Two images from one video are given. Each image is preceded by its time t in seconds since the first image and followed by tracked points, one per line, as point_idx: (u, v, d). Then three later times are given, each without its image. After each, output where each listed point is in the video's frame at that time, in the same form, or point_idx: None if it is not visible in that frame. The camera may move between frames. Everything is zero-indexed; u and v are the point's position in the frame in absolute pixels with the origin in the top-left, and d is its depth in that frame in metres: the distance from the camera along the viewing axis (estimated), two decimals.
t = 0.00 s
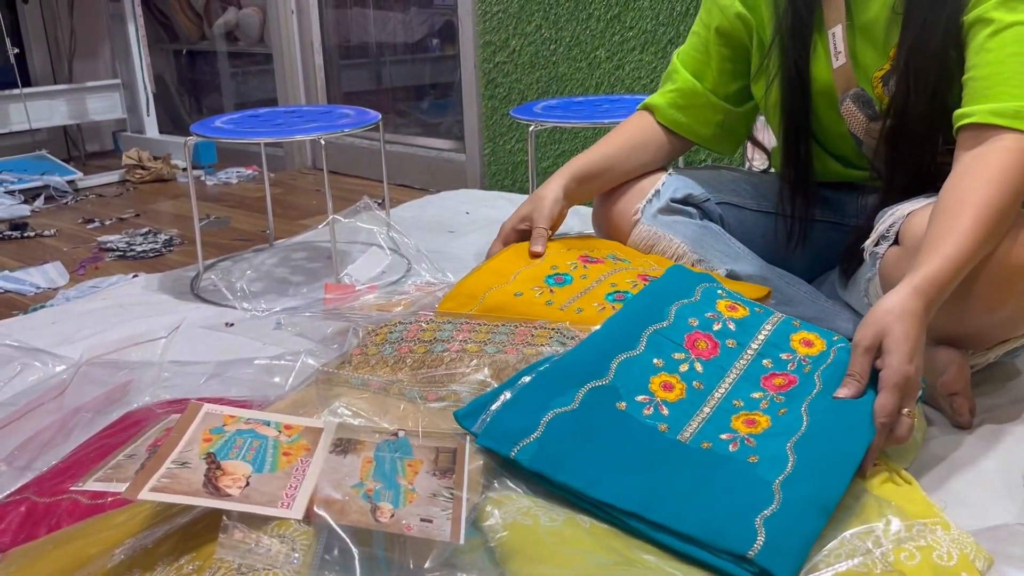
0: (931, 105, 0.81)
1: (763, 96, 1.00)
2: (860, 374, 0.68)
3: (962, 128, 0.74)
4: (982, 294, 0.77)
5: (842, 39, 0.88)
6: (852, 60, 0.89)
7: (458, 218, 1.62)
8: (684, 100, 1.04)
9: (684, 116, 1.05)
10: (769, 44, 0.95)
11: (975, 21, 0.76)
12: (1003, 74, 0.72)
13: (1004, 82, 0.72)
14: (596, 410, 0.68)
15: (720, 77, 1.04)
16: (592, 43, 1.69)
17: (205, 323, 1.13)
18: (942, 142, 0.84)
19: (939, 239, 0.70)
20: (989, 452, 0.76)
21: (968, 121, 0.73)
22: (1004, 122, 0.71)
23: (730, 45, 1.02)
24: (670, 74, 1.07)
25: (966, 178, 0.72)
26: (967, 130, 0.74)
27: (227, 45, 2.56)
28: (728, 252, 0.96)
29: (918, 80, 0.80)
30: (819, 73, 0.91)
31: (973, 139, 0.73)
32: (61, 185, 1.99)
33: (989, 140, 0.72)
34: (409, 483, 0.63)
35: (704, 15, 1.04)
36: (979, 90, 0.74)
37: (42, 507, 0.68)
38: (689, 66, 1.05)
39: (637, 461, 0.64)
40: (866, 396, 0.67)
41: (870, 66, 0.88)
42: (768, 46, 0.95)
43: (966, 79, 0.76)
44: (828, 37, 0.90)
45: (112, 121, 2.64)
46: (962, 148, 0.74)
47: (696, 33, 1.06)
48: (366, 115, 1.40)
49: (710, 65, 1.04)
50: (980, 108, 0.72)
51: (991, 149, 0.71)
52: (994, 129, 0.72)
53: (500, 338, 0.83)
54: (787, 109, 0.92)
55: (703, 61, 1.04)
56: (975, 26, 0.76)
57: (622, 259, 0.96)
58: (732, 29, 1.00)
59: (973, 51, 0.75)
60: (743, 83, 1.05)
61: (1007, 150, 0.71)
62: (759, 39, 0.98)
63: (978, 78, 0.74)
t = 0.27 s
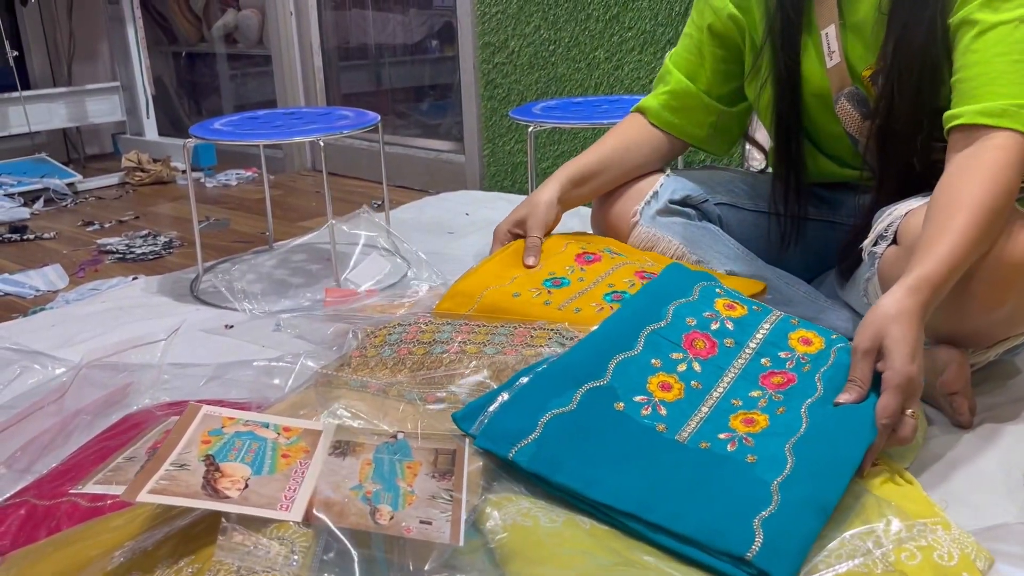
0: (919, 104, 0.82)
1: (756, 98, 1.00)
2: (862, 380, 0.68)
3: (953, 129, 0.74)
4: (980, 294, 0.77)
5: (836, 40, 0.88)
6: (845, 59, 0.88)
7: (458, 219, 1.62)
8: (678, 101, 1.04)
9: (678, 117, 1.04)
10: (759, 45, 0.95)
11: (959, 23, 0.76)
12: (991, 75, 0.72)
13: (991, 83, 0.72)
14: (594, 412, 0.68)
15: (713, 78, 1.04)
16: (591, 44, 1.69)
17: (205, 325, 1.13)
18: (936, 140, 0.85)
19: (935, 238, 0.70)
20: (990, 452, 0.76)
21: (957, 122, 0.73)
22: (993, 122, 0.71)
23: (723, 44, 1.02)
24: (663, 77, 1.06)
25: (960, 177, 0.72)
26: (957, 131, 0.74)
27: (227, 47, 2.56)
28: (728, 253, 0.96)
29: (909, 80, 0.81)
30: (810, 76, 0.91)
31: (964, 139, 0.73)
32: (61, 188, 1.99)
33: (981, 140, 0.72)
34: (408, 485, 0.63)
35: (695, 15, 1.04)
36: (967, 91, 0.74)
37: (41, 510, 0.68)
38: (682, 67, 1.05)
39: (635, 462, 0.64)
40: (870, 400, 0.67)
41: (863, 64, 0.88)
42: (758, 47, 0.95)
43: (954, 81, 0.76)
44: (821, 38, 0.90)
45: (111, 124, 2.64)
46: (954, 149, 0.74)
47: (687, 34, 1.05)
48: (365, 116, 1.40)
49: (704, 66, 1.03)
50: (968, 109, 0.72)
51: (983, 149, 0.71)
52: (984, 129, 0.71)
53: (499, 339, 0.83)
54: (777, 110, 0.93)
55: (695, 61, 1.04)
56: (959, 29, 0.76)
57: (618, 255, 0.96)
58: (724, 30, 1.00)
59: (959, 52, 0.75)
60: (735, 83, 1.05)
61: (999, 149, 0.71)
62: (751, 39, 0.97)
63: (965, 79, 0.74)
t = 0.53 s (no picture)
0: (915, 106, 0.82)
1: (754, 102, 1.00)
2: (868, 382, 0.67)
3: (955, 130, 0.74)
4: (983, 294, 0.77)
5: (833, 44, 0.88)
6: (842, 63, 0.88)
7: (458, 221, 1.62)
8: (673, 105, 1.04)
9: (674, 122, 1.04)
10: (756, 51, 0.96)
11: (958, 24, 0.76)
12: (991, 75, 0.72)
13: (992, 82, 0.72)
14: (596, 418, 0.68)
15: (707, 82, 1.04)
16: (590, 45, 1.70)
17: (206, 329, 1.13)
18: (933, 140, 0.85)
19: (939, 238, 0.70)
20: (993, 451, 0.76)
21: (959, 123, 0.73)
22: (995, 122, 0.71)
23: (717, 48, 1.02)
24: (655, 82, 1.06)
25: (962, 177, 0.72)
26: (959, 132, 0.74)
27: (226, 51, 2.56)
28: (729, 254, 0.95)
29: (907, 82, 0.81)
30: (805, 82, 0.92)
31: (966, 140, 0.73)
32: (61, 193, 1.99)
33: (983, 140, 0.72)
34: (411, 489, 0.63)
35: (688, 21, 1.05)
36: (969, 92, 0.74)
37: (44, 515, 0.68)
38: (675, 72, 1.05)
39: (636, 464, 0.64)
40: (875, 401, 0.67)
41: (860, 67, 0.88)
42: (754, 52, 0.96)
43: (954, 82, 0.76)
44: (818, 42, 0.90)
45: (111, 128, 2.64)
46: (956, 150, 0.74)
47: (681, 39, 1.05)
48: (365, 119, 1.40)
49: (698, 71, 1.03)
50: (970, 109, 0.73)
51: (986, 149, 0.71)
52: (986, 129, 0.72)
53: (474, 337, 0.84)
54: (774, 114, 0.94)
55: (688, 67, 1.04)
56: (959, 31, 0.76)
57: (553, 259, 0.99)
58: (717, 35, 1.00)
59: (959, 53, 0.76)
60: (729, 87, 1.05)
61: (1001, 148, 0.71)
62: (745, 43, 0.98)
63: (965, 80, 0.74)
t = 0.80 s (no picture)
0: (909, 111, 0.82)
1: (745, 110, 1.00)
2: (843, 373, 0.67)
3: (952, 135, 0.75)
4: (979, 295, 0.77)
5: (825, 51, 0.88)
6: (833, 69, 0.89)
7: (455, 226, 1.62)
8: (660, 111, 1.04)
9: (660, 128, 1.04)
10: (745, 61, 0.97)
11: (952, 30, 0.77)
12: (988, 79, 0.73)
13: (991, 87, 0.72)
14: (581, 419, 0.68)
15: (693, 88, 1.05)
16: (586, 49, 1.70)
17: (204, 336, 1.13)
18: (928, 146, 0.86)
19: (927, 236, 0.70)
20: (989, 452, 0.76)
21: (957, 129, 0.73)
22: (993, 127, 0.71)
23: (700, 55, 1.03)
24: (640, 89, 1.06)
25: (958, 179, 0.72)
26: (958, 137, 0.74)
27: (223, 57, 2.57)
28: (723, 257, 0.95)
29: (903, 88, 0.81)
30: (795, 91, 0.93)
31: (965, 146, 0.74)
32: (59, 200, 2.00)
33: (982, 144, 0.72)
34: (405, 495, 0.63)
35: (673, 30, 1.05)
36: (968, 96, 0.74)
37: (42, 523, 0.68)
38: (660, 79, 1.05)
39: (620, 465, 0.64)
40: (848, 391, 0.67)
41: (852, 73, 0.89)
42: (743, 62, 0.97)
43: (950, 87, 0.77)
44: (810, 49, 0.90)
45: (108, 135, 2.65)
46: (954, 154, 0.75)
47: (665, 47, 1.06)
48: (361, 125, 1.41)
49: (683, 79, 1.04)
50: (968, 114, 0.73)
51: (984, 152, 0.72)
52: (985, 134, 0.72)
53: (456, 340, 0.85)
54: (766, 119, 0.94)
55: (673, 75, 1.05)
56: (953, 36, 0.77)
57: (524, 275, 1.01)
58: (700, 45, 1.01)
59: (955, 59, 0.76)
60: (715, 94, 1.06)
61: (997, 151, 0.71)
62: (732, 54, 0.99)
63: (963, 85, 0.75)
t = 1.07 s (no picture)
0: (897, 113, 0.82)
1: (734, 114, 1.00)
2: (839, 388, 0.67)
3: (938, 137, 0.75)
4: (970, 299, 0.77)
5: (813, 54, 0.88)
6: (821, 73, 0.89)
7: (449, 232, 1.62)
8: (650, 119, 1.04)
9: (649, 136, 1.04)
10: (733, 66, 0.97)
11: (936, 33, 0.78)
12: (973, 80, 0.73)
13: (974, 88, 0.73)
14: (574, 428, 0.68)
15: (683, 94, 1.04)
16: (579, 55, 1.70)
17: (197, 346, 1.13)
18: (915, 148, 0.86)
19: (921, 244, 0.70)
20: (983, 456, 0.76)
21: (942, 130, 0.74)
22: (976, 127, 0.72)
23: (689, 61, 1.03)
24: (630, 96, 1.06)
25: (947, 182, 0.72)
26: (943, 139, 0.75)
27: (217, 65, 2.57)
28: (714, 262, 0.94)
29: (889, 90, 0.81)
30: (784, 94, 0.93)
31: (950, 147, 0.74)
32: (53, 210, 1.99)
33: (969, 145, 0.72)
34: (395, 507, 0.63)
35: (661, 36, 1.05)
36: (953, 98, 0.74)
37: (30, 537, 0.67)
38: (649, 86, 1.05)
39: (613, 474, 0.63)
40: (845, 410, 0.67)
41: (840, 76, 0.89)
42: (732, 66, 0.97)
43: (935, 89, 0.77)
44: (797, 52, 0.90)
45: (104, 144, 2.64)
46: (940, 157, 0.75)
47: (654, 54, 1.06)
48: (353, 132, 1.41)
49: (671, 85, 1.04)
50: (952, 115, 0.73)
51: (972, 154, 0.72)
52: (969, 135, 0.73)
53: (449, 350, 0.85)
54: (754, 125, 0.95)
55: (660, 82, 1.04)
56: (937, 39, 0.78)
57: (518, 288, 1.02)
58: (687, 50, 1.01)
59: (939, 61, 0.77)
60: (704, 100, 1.06)
61: (984, 154, 0.71)
62: (718, 57, 0.98)
63: (947, 87, 0.75)
